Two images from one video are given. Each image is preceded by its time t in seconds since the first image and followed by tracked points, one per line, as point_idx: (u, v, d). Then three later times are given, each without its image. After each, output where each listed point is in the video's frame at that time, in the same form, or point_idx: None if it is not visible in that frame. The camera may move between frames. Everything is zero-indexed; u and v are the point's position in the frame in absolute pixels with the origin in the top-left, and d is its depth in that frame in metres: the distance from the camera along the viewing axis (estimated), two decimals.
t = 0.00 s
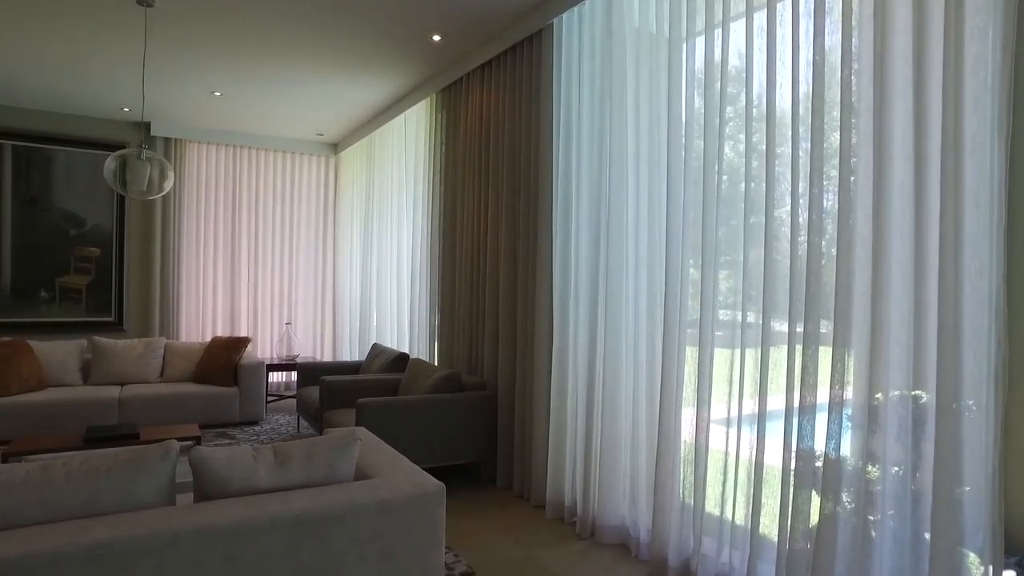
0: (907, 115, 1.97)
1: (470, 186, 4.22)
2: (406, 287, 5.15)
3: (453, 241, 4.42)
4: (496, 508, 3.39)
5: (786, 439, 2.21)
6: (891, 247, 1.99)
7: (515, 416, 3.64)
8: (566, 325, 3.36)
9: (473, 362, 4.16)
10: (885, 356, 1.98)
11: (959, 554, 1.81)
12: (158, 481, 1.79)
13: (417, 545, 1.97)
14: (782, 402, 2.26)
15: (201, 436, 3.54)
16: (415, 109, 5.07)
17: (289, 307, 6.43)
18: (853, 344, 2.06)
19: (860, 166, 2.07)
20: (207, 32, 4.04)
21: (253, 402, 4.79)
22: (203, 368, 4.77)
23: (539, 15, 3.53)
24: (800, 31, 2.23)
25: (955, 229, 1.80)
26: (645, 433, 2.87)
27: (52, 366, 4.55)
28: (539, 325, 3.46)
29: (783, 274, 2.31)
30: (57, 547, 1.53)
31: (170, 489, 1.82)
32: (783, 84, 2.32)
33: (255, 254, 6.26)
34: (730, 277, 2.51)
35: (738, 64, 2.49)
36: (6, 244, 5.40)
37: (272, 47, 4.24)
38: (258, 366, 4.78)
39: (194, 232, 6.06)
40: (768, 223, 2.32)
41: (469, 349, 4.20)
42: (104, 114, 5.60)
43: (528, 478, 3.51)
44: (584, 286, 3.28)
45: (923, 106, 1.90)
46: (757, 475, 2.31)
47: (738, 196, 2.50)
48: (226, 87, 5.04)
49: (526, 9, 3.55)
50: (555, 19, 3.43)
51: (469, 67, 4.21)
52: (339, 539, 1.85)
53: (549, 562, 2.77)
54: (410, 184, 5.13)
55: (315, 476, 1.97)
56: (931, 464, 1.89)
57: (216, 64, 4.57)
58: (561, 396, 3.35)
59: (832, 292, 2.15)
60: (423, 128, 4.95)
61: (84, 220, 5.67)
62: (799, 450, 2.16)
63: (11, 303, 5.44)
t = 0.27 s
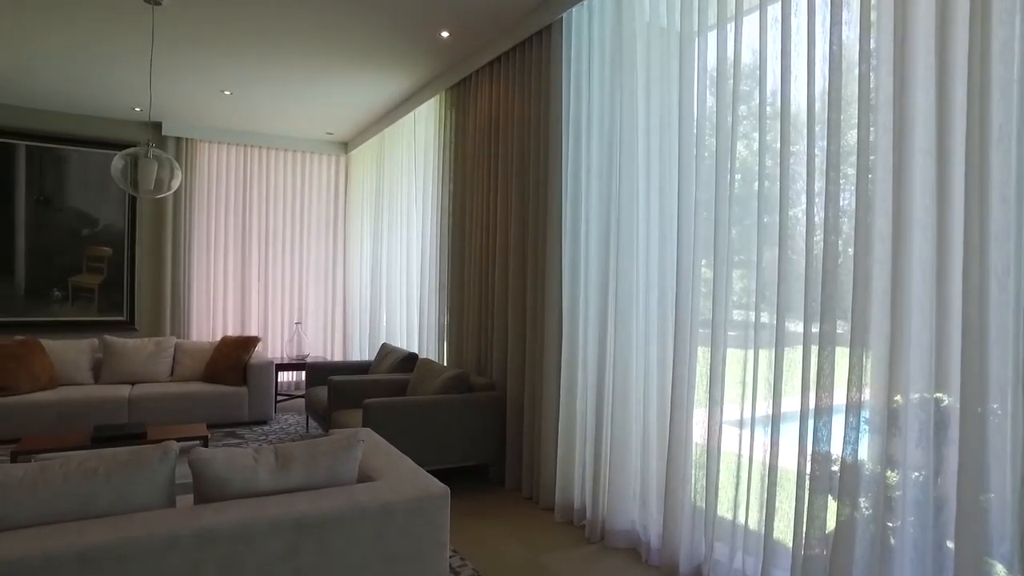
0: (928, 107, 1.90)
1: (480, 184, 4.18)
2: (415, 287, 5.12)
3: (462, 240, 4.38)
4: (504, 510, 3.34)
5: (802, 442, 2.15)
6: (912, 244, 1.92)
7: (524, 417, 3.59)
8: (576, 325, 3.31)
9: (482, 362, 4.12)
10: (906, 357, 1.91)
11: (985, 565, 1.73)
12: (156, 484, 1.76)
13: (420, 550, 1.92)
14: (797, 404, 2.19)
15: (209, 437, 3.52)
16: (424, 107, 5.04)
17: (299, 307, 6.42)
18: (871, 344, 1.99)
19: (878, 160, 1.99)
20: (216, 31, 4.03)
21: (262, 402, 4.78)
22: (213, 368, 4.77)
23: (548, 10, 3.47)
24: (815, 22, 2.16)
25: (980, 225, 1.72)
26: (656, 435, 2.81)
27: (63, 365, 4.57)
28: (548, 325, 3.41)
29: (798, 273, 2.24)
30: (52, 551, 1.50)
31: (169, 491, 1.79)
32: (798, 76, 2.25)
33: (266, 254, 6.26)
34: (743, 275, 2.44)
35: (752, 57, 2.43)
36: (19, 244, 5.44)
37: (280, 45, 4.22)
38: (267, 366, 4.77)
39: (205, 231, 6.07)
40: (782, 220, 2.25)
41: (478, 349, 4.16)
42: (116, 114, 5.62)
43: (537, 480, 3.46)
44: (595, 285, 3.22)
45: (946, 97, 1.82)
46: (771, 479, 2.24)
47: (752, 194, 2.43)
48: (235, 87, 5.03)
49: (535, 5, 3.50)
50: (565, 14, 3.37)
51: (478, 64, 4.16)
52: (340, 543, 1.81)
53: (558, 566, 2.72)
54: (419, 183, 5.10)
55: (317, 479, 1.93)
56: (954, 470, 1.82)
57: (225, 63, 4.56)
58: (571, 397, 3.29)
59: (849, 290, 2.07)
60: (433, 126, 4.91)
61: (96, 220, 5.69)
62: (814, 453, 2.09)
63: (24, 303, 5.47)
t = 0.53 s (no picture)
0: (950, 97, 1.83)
1: (488, 183, 4.14)
2: (425, 286, 5.09)
3: (471, 238, 4.34)
4: (512, 512, 3.30)
5: (816, 444, 2.08)
6: (933, 240, 1.85)
7: (532, 418, 3.54)
8: (585, 325, 3.26)
9: (491, 361, 4.08)
10: (925, 357, 1.84)
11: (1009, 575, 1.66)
12: (156, 484, 1.74)
13: (423, 553, 1.88)
14: (811, 405, 2.13)
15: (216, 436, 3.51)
16: (434, 105, 5.01)
17: (309, 306, 6.42)
18: (889, 344, 1.92)
19: (897, 153, 1.93)
20: (224, 30, 4.02)
21: (271, 401, 4.77)
22: (222, 367, 4.76)
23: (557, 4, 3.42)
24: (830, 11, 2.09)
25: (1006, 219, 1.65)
26: (666, 437, 2.75)
27: (74, 364, 4.58)
28: (557, 325, 3.36)
29: (812, 272, 2.18)
30: (46, 552, 1.48)
31: (169, 492, 1.77)
32: (812, 68, 2.18)
33: (276, 253, 6.27)
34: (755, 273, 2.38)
35: (765, 49, 2.36)
36: (33, 244, 5.48)
37: (289, 44, 4.20)
38: (276, 366, 4.76)
39: (216, 231, 6.08)
40: (796, 216, 2.19)
41: (487, 349, 4.12)
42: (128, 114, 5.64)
43: (546, 482, 3.41)
44: (604, 284, 3.17)
45: (969, 87, 1.75)
46: (784, 482, 2.18)
47: (765, 193, 2.37)
48: (245, 86, 5.02)
49: None
50: (573, 8, 3.32)
51: (487, 60, 4.13)
52: (341, 546, 1.77)
53: (565, 570, 2.67)
54: (429, 181, 5.07)
55: (318, 480, 1.89)
56: (977, 474, 1.75)
57: (234, 63, 4.55)
58: (580, 398, 3.24)
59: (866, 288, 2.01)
60: (442, 124, 4.88)
61: (108, 220, 5.72)
62: (829, 455, 2.03)
63: (38, 302, 5.51)
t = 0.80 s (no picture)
0: (975, 87, 1.75)
1: (499, 182, 4.11)
2: (435, 285, 5.07)
3: (481, 237, 4.31)
4: (522, 514, 3.26)
5: (833, 447, 2.02)
6: (956, 236, 1.78)
7: (543, 419, 3.50)
8: (596, 325, 3.21)
9: (501, 361, 4.05)
10: (948, 357, 1.77)
11: None
12: (158, 484, 1.72)
13: (427, 557, 1.84)
14: (827, 406, 2.07)
15: (225, 436, 3.50)
16: (445, 104, 4.98)
17: (320, 305, 6.43)
18: (909, 343, 1.86)
19: (918, 147, 1.86)
20: (234, 30, 4.02)
21: (282, 401, 4.76)
22: (233, 367, 4.77)
23: None
24: None
25: None
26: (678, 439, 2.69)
27: (87, 363, 4.61)
28: (568, 325, 3.31)
29: (828, 269, 2.11)
30: (45, 553, 1.46)
31: (171, 492, 1.75)
32: (829, 59, 2.12)
33: (288, 253, 6.28)
34: (769, 272, 2.32)
35: (779, 40, 2.30)
36: (48, 243, 5.52)
37: (299, 43, 4.19)
38: (287, 365, 4.76)
39: (228, 231, 6.10)
40: (811, 212, 2.13)
41: (497, 348, 4.09)
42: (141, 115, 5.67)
43: (556, 484, 3.36)
44: (614, 282, 3.12)
45: (994, 78, 1.68)
46: (800, 486, 2.12)
47: (780, 192, 2.30)
48: (256, 85, 5.01)
49: None
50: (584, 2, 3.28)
51: (497, 57, 4.10)
52: (344, 549, 1.74)
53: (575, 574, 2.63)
54: (439, 180, 5.05)
55: (321, 481, 1.86)
56: (1002, 480, 1.68)
57: (245, 63, 4.55)
58: (590, 398, 3.19)
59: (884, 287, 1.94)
60: (452, 123, 4.86)
61: (122, 220, 5.76)
62: (847, 459, 1.97)
63: (53, 302, 5.55)
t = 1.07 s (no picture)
0: (1001, 78, 1.69)
1: (509, 181, 4.07)
2: (446, 284, 5.04)
3: (492, 236, 4.28)
4: (532, 516, 3.22)
5: (851, 450, 1.96)
6: (981, 232, 1.71)
7: (553, 419, 3.46)
8: (607, 326, 3.17)
9: (512, 361, 4.01)
10: (973, 358, 1.71)
11: None
12: (161, 484, 1.70)
13: (434, 559, 1.81)
14: (844, 407, 2.02)
15: (235, 435, 3.49)
16: (455, 102, 4.95)
17: (331, 305, 6.43)
18: (931, 344, 1.80)
19: (939, 140, 1.80)
20: (245, 29, 4.01)
21: (292, 400, 4.76)
22: (244, 366, 4.76)
23: None
24: None
25: None
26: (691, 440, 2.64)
27: (100, 362, 4.62)
28: (579, 326, 3.27)
29: (845, 267, 2.06)
30: (46, 553, 1.44)
31: (175, 492, 1.72)
32: (847, 50, 2.06)
33: (299, 252, 6.29)
34: (783, 270, 2.26)
35: (794, 32, 2.24)
36: (62, 243, 5.56)
37: (309, 43, 4.18)
38: (298, 365, 4.75)
39: (240, 231, 6.11)
40: (828, 208, 2.07)
41: (507, 348, 4.06)
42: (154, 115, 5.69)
43: (566, 485, 3.32)
44: (626, 281, 3.07)
45: (1022, 68, 1.62)
46: (816, 489, 2.06)
47: (795, 191, 2.24)
48: (267, 85, 5.01)
49: None
50: None
51: (508, 54, 4.06)
52: (349, 550, 1.71)
53: None
54: (450, 178, 5.02)
55: (326, 481, 1.83)
56: None
57: (255, 62, 4.55)
58: (601, 399, 3.15)
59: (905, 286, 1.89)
60: (463, 121, 4.83)
61: (135, 220, 5.79)
62: (865, 462, 1.91)
63: (66, 300, 5.59)
